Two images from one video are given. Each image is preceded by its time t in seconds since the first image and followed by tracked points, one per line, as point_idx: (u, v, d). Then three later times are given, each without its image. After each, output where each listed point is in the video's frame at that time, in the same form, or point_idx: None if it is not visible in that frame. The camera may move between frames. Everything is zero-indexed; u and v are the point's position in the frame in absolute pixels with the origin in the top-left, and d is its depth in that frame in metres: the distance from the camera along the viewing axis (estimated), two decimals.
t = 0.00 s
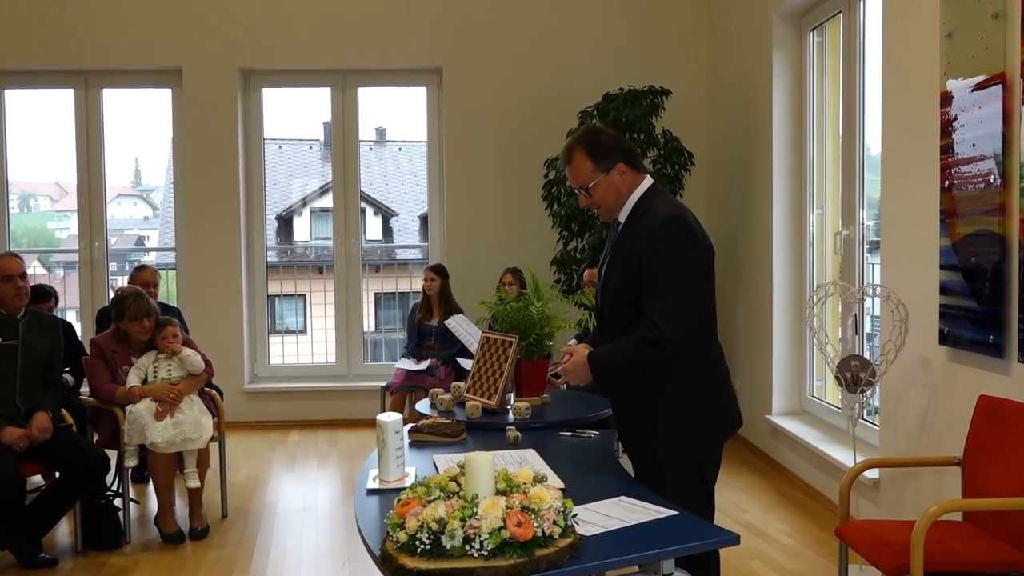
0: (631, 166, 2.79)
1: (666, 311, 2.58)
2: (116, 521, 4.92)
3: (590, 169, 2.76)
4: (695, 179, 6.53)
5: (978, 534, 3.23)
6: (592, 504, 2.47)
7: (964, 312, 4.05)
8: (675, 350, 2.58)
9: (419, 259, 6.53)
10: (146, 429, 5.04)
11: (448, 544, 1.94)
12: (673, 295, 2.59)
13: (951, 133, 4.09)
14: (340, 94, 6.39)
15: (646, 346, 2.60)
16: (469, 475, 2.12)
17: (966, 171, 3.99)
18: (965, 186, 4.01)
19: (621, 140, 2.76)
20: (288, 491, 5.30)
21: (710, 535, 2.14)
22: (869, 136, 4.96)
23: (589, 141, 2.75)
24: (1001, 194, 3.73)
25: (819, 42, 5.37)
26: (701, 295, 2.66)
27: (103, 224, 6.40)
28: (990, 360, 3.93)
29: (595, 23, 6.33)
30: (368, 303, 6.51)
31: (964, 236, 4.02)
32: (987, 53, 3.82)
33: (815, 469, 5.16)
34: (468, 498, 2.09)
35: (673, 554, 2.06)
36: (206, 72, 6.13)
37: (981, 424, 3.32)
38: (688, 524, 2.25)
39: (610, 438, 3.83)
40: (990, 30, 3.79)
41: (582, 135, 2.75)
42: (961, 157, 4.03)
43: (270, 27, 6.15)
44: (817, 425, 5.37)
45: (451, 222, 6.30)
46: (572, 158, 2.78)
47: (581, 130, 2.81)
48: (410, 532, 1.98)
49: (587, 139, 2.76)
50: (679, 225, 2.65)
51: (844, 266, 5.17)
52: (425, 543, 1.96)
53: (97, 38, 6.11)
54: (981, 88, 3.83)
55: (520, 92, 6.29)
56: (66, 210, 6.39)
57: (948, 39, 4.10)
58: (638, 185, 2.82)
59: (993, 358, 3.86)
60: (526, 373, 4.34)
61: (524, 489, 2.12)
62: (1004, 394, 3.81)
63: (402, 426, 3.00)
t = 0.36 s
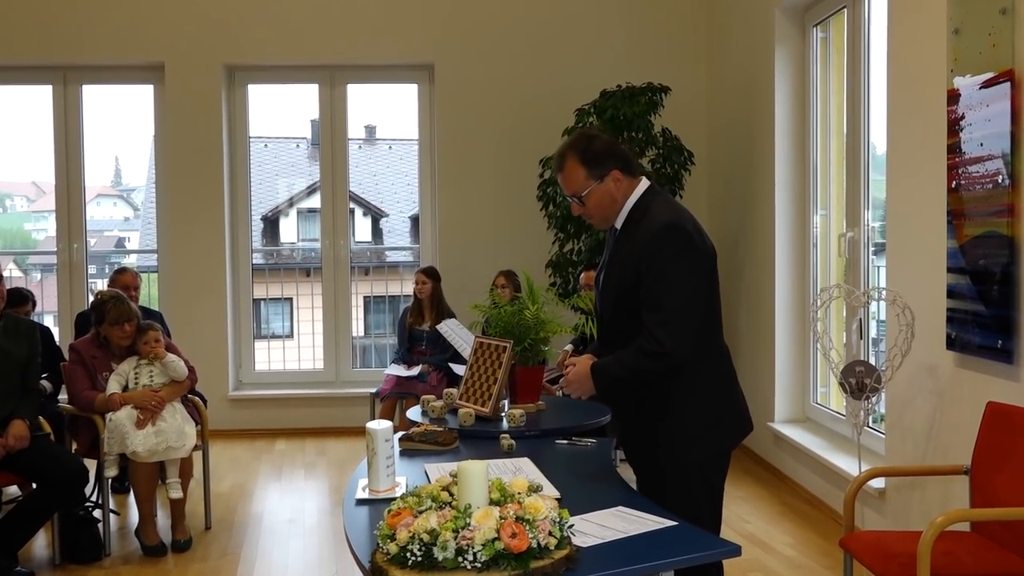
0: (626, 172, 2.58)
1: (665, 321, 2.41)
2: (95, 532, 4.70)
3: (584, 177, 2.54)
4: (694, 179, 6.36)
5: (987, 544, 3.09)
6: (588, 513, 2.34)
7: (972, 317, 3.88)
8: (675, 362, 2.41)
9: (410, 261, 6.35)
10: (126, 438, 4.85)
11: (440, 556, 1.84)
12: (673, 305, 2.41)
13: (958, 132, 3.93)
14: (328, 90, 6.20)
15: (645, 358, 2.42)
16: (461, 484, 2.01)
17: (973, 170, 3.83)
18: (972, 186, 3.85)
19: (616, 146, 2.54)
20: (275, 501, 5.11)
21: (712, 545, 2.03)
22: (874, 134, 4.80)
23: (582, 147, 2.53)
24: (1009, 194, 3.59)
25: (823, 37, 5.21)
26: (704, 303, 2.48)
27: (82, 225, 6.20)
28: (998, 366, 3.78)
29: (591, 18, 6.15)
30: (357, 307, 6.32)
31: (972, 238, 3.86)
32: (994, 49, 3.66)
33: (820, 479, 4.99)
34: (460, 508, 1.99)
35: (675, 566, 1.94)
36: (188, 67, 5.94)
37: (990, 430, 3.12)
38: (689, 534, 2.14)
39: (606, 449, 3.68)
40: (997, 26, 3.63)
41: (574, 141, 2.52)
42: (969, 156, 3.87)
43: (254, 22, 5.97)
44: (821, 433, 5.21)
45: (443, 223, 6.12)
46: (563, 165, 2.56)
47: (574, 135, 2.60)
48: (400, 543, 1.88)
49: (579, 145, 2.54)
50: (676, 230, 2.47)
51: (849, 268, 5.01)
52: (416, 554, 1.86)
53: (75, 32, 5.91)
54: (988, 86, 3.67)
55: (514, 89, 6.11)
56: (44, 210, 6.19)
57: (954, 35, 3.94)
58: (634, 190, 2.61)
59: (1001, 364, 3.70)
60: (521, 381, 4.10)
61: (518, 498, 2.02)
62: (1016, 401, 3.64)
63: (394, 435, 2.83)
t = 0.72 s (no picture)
0: (635, 175, 2.41)
1: (668, 330, 2.24)
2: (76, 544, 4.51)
3: (591, 170, 2.36)
4: (696, 178, 6.18)
5: (999, 556, 2.92)
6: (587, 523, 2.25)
7: (983, 320, 3.73)
8: (679, 374, 2.25)
9: (402, 262, 6.17)
10: (109, 446, 4.67)
11: (434, 568, 1.76)
12: (677, 313, 2.24)
13: (969, 130, 3.78)
14: (318, 86, 6.02)
15: (647, 369, 2.26)
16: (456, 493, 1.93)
17: (984, 170, 3.68)
18: (983, 185, 3.70)
19: (630, 145, 2.37)
20: (263, 512, 4.91)
21: (714, 556, 1.97)
22: (882, 131, 4.63)
23: (596, 139, 2.36)
24: (1020, 194, 3.43)
25: (828, 31, 5.05)
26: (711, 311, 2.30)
27: (62, 226, 6.01)
28: (1012, 372, 3.62)
29: (588, 12, 5.98)
30: (348, 309, 6.14)
31: (982, 239, 3.71)
32: (1004, 44, 3.51)
33: (826, 487, 4.83)
34: (455, 518, 1.91)
35: None
36: (172, 62, 5.76)
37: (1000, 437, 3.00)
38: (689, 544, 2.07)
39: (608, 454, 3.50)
40: (1008, 20, 3.47)
41: (588, 132, 2.35)
42: (979, 155, 3.72)
43: (240, 16, 5.79)
44: (827, 440, 5.04)
45: (436, 223, 5.94)
46: (574, 153, 2.38)
47: (590, 125, 2.42)
48: (392, 555, 1.80)
49: (594, 135, 2.37)
50: (682, 236, 2.30)
51: (856, 270, 4.84)
52: (408, 566, 1.79)
53: (55, 25, 5.73)
54: (1000, 82, 3.52)
55: (509, 84, 5.94)
56: (23, 210, 6.00)
57: (963, 29, 3.79)
58: (640, 194, 2.44)
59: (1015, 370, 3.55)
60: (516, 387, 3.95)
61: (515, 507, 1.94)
62: None
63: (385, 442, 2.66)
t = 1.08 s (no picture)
0: (668, 167, 2.33)
1: (689, 332, 2.14)
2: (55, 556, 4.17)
3: (625, 143, 2.29)
4: (696, 177, 6.02)
5: (1006, 566, 2.76)
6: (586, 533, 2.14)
7: (993, 323, 3.58)
8: (696, 379, 2.15)
9: (393, 264, 5.99)
10: (89, 454, 4.44)
11: None
12: (699, 316, 2.14)
13: (978, 126, 3.63)
14: (306, 81, 5.85)
15: (663, 372, 2.15)
16: (449, 502, 1.80)
17: (994, 168, 3.54)
18: (993, 184, 3.55)
19: (675, 135, 2.29)
20: (248, 522, 4.69)
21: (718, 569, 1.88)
22: (889, 127, 4.48)
23: (642, 116, 2.29)
24: None
25: (834, 25, 4.90)
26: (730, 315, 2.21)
27: (41, 225, 5.83)
28: None
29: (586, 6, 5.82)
30: (338, 312, 5.96)
31: (992, 239, 3.56)
32: (1015, 37, 3.37)
33: (831, 496, 4.67)
34: (449, 527, 1.78)
35: None
36: (156, 56, 5.59)
37: (1012, 441, 2.87)
38: (693, 556, 1.97)
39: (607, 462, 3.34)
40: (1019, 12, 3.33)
41: (635, 105, 2.29)
42: (989, 152, 3.58)
43: (225, 9, 5.61)
44: (832, 447, 4.89)
45: (429, 222, 5.77)
46: (618, 121, 2.32)
47: (644, 102, 2.36)
48: (381, 567, 1.67)
49: (643, 111, 2.30)
50: (706, 235, 2.20)
51: (862, 271, 4.68)
52: None
53: (33, 18, 5.55)
54: (1011, 77, 3.39)
55: (503, 80, 5.77)
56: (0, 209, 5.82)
57: (973, 23, 3.65)
58: (666, 190, 2.34)
59: None
60: (512, 392, 3.75)
61: (511, 516, 1.80)
62: None
63: (375, 450, 2.50)
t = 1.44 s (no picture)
0: (684, 166, 2.30)
1: (701, 340, 2.10)
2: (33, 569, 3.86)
3: (646, 135, 2.27)
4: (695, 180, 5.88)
5: None
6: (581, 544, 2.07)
7: (1000, 330, 3.45)
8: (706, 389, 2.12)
9: (383, 267, 5.83)
10: (67, 463, 4.21)
11: None
12: (713, 324, 2.11)
13: (985, 126, 3.50)
14: (293, 77, 5.70)
15: (674, 379, 2.11)
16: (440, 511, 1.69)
17: (1001, 169, 3.41)
18: (1000, 185, 3.42)
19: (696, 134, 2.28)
20: (231, 534, 4.48)
21: None
22: (893, 127, 4.34)
23: (665, 111, 2.28)
24: None
25: (836, 22, 4.77)
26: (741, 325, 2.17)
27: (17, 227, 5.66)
28: None
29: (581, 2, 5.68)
30: (325, 317, 5.81)
31: (1000, 243, 3.42)
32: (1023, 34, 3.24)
33: (834, 506, 4.53)
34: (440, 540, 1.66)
35: None
36: (137, 52, 5.43)
37: (1019, 448, 2.74)
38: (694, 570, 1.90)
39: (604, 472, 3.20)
40: None
41: (659, 98, 2.27)
42: (995, 153, 3.45)
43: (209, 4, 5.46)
44: (834, 456, 4.75)
45: (420, 225, 5.62)
46: (639, 114, 2.30)
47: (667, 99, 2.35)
48: None
49: (665, 107, 2.29)
50: (721, 242, 2.16)
51: (866, 275, 4.54)
52: None
53: (10, 13, 5.39)
54: (1018, 76, 3.26)
55: (495, 77, 5.62)
56: None
57: (979, 20, 3.52)
58: (680, 190, 2.31)
59: None
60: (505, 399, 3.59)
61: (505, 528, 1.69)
62: None
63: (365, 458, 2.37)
